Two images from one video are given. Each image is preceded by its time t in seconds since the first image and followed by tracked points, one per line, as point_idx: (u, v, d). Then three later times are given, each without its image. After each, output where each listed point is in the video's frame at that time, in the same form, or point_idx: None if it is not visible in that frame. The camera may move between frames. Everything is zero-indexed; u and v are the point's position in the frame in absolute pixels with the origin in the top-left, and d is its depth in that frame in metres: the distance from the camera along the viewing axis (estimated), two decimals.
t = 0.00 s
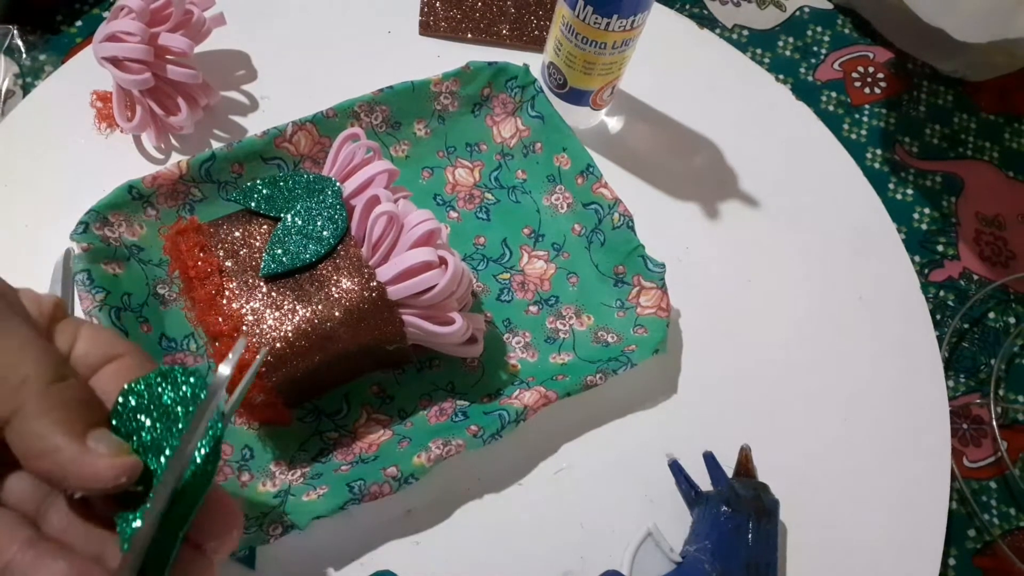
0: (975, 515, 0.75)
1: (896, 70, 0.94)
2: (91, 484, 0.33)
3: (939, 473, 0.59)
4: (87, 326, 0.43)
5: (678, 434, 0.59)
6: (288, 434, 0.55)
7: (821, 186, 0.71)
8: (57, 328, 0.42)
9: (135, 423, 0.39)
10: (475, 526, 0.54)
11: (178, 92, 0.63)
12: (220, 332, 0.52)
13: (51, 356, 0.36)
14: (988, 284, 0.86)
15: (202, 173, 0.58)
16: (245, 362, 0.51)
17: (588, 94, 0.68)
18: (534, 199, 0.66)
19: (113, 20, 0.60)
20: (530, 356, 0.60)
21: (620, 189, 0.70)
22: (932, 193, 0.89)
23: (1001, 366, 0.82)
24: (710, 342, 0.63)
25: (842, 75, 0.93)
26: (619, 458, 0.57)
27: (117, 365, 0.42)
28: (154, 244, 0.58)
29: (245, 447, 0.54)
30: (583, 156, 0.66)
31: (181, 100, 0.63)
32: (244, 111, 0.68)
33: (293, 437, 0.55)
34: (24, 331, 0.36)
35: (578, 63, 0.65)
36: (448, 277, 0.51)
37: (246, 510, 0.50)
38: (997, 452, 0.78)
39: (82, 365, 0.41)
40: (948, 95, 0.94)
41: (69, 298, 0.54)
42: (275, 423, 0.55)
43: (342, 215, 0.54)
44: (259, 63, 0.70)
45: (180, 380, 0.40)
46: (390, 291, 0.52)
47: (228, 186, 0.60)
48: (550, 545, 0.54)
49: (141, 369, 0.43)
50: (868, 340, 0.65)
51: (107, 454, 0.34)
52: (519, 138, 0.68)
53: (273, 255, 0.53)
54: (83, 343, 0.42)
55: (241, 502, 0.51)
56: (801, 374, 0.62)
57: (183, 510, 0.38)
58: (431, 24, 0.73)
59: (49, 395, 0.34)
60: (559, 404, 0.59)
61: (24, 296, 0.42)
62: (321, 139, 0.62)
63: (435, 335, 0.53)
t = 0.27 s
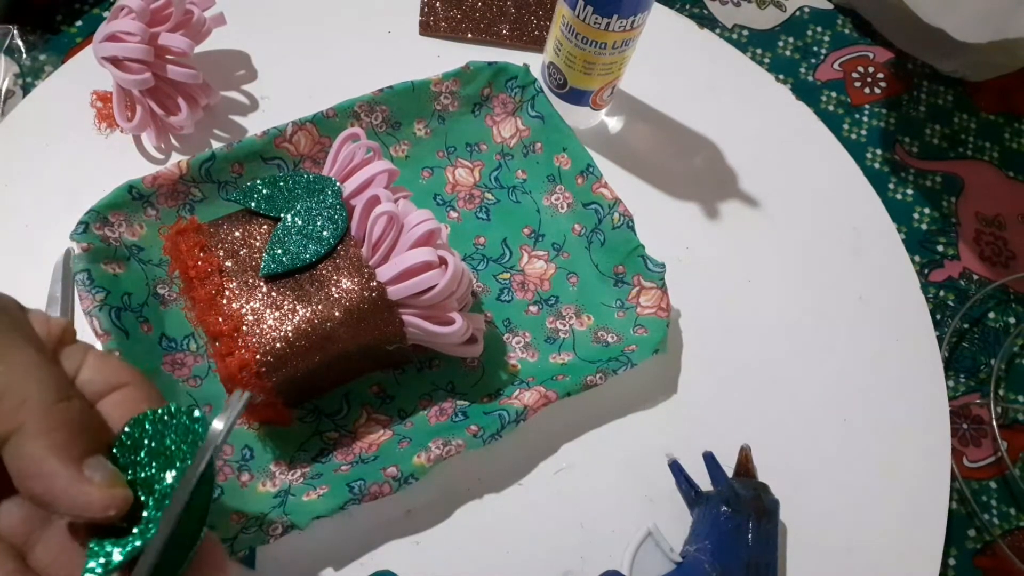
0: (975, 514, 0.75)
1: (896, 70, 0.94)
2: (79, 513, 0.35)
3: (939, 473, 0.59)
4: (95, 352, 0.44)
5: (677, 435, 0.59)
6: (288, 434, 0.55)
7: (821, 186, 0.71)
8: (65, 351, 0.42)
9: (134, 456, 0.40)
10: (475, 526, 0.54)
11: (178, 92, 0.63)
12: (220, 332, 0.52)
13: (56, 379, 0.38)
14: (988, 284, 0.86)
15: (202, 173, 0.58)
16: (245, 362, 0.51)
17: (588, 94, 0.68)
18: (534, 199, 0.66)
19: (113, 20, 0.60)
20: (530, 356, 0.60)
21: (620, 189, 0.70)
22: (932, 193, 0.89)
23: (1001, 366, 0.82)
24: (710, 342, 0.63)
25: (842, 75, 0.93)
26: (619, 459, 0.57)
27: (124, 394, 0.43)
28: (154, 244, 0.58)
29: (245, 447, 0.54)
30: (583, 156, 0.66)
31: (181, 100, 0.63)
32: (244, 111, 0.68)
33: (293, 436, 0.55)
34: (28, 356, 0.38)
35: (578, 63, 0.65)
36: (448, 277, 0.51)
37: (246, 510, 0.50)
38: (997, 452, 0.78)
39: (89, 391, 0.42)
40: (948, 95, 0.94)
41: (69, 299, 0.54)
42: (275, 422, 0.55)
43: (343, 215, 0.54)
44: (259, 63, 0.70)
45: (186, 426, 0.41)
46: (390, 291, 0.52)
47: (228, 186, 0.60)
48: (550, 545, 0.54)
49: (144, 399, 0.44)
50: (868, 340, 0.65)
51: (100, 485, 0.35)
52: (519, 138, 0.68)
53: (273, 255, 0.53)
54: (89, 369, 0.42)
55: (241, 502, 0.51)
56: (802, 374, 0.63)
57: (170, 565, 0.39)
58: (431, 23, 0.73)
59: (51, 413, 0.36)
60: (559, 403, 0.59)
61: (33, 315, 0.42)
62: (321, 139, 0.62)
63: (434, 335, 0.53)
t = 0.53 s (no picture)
0: (975, 514, 0.75)
1: (896, 70, 0.94)
2: None
3: (939, 473, 0.59)
4: (90, 387, 0.39)
5: (677, 435, 0.59)
6: (288, 434, 0.55)
7: (821, 186, 0.71)
8: (59, 381, 0.38)
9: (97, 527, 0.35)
10: (475, 526, 0.54)
11: (178, 92, 0.63)
12: (220, 332, 0.52)
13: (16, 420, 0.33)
14: (988, 284, 0.86)
15: (202, 173, 0.58)
16: (245, 362, 0.51)
17: (589, 94, 0.68)
18: (533, 199, 0.66)
19: (113, 20, 0.60)
20: (530, 356, 0.60)
21: (620, 189, 0.70)
22: (932, 193, 0.89)
23: (1001, 366, 0.82)
24: (710, 342, 0.63)
25: (842, 75, 0.93)
26: (619, 459, 0.57)
27: (106, 449, 0.38)
28: (155, 245, 0.58)
29: (245, 447, 0.54)
30: (583, 156, 0.66)
31: (181, 100, 0.63)
32: (244, 111, 0.68)
33: (293, 436, 0.55)
34: None
35: (578, 63, 0.65)
36: (448, 277, 0.51)
37: (246, 511, 0.50)
38: (997, 452, 0.78)
39: (73, 436, 0.37)
40: (948, 95, 0.94)
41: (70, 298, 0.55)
42: (275, 422, 0.55)
43: (343, 215, 0.54)
44: (259, 63, 0.70)
45: (133, 494, 0.36)
46: (390, 291, 0.52)
47: (228, 186, 0.60)
48: (550, 545, 0.54)
49: (129, 455, 0.39)
50: (868, 340, 0.65)
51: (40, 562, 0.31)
52: (519, 138, 0.68)
53: (273, 255, 0.53)
54: (77, 412, 0.37)
55: (240, 502, 0.51)
56: (802, 374, 0.62)
57: None
58: (431, 23, 0.73)
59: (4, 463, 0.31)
60: (559, 403, 0.59)
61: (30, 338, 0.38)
62: (321, 139, 0.62)
63: (434, 335, 0.53)
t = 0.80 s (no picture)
0: (975, 514, 0.75)
1: (896, 70, 0.94)
2: None
3: (939, 473, 0.59)
4: (74, 392, 0.42)
5: (678, 435, 0.59)
6: (288, 434, 0.55)
7: (821, 185, 0.71)
8: (41, 386, 0.41)
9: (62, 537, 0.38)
10: (475, 527, 0.54)
11: (178, 92, 0.63)
12: (220, 332, 0.52)
13: None
14: (988, 283, 0.86)
15: (201, 173, 0.58)
16: (245, 362, 0.51)
17: (589, 94, 0.68)
18: (533, 199, 0.66)
19: (113, 20, 0.60)
20: (530, 357, 0.60)
21: (620, 189, 0.70)
22: (932, 193, 0.89)
23: (1001, 366, 0.82)
24: (711, 342, 0.63)
25: (842, 75, 0.93)
26: (619, 459, 0.57)
27: (87, 455, 0.41)
28: (155, 245, 0.58)
29: (245, 447, 0.54)
30: (583, 156, 0.66)
31: (181, 100, 0.63)
32: (244, 111, 0.68)
33: (293, 436, 0.55)
34: None
35: (578, 63, 0.65)
36: (448, 277, 0.51)
37: (246, 511, 0.51)
38: (997, 452, 0.78)
39: (51, 442, 0.40)
40: (948, 95, 0.94)
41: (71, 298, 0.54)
42: (275, 423, 0.55)
43: (343, 216, 0.54)
44: (258, 63, 0.70)
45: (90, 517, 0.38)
46: (390, 291, 0.52)
47: (228, 186, 0.60)
48: (549, 546, 0.54)
49: (103, 468, 0.41)
50: (868, 341, 0.65)
51: None
52: (519, 138, 0.68)
53: (273, 255, 0.53)
54: (57, 419, 0.41)
55: (240, 502, 0.51)
56: (801, 374, 0.63)
57: None
58: (431, 24, 0.73)
59: None
60: (558, 403, 0.59)
61: (13, 342, 0.41)
62: (321, 140, 0.62)
63: (435, 335, 0.53)
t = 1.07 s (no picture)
0: (975, 514, 0.75)
1: (896, 70, 0.94)
2: None
3: (939, 473, 0.59)
4: (70, 375, 0.41)
5: (679, 435, 0.59)
6: (288, 434, 0.55)
7: (821, 185, 0.71)
8: (36, 369, 0.40)
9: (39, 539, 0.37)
10: (475, 527, 0.54)
11: (178, 92, 0.63)
12: (220, 332, 0.52)
13: None
14: (988, 283, 0.86)
15: (201, 173, 0.58)
16: (245, 362, 0.51)
17: (589, 94, 0.68)
18: (533, 199, 0.66)
19: (113, 20, 0.60)
20: (530, 357, 0.60)
21: (620, 189, 0.70)
22: (932, 193, 0.89)
23: (1001, 366, 0.82)
24: (711, 341, 0.63)
25: (842, 75, 0.93)
26: (619, 458, 0.57)
27: (83, 440, 0.40)
28: (155, 245, 0.58)
29: (245, 447, 0.54)
30: (583, 156, 0.66)
31: (181, 101, 0.63)
32: (244, 110, 0.68)
33: (293, 437, 0.55)
34: None
35: (578, 63, 0.65)
36: (448, 277, 0.51)
37: (246, 510, 0.51)
38: (997, 452, 0.78)
39: (47, 426, 0.40)
40: (948, 95, 0.94)
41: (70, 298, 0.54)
42: (275, 423, 0.55)
43: (343, 216, 0.54)
44: (258, 63, 0.70)
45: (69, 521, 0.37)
46: (390, 291, 0.52)
47: (228, 186, 0.60)
48: (549, 545, 0.54)
49: (98, 455, 0.40)
50: (868, 341, 0.65)
51: None
52: (519, 138, 0.68)
53: (272, 255, 0.53)
54: (52, 402, 0.40)
55: (240, 502, 0.51)
56: (801, 374, 0.63)
57: None
58: (431, 23, 0.73)
59: None
60: (558, 403, 0.59)
61: (10, 323, 0.40)
62: (321, 139, 0.62)
63: (435, 335, 0.53)
